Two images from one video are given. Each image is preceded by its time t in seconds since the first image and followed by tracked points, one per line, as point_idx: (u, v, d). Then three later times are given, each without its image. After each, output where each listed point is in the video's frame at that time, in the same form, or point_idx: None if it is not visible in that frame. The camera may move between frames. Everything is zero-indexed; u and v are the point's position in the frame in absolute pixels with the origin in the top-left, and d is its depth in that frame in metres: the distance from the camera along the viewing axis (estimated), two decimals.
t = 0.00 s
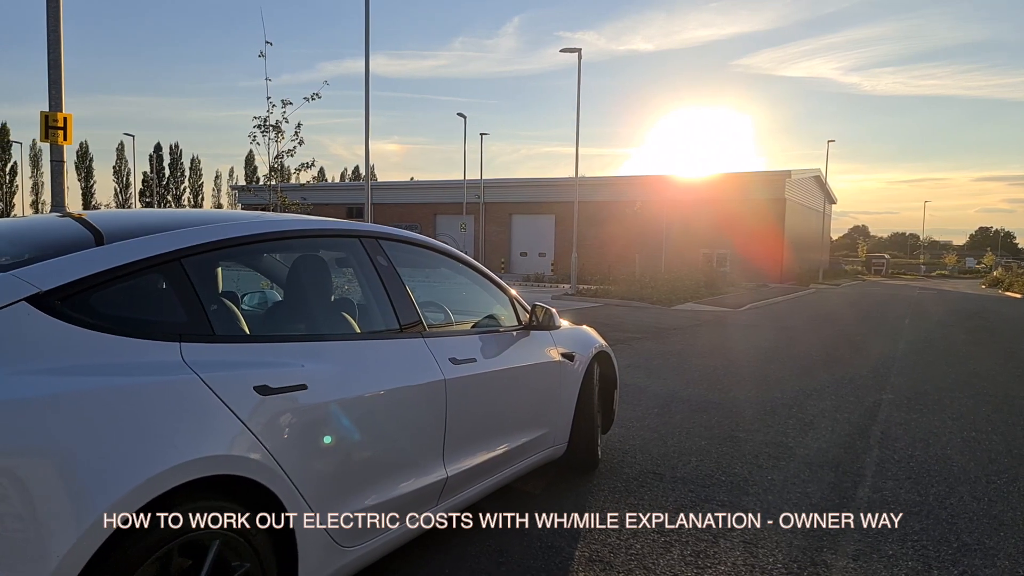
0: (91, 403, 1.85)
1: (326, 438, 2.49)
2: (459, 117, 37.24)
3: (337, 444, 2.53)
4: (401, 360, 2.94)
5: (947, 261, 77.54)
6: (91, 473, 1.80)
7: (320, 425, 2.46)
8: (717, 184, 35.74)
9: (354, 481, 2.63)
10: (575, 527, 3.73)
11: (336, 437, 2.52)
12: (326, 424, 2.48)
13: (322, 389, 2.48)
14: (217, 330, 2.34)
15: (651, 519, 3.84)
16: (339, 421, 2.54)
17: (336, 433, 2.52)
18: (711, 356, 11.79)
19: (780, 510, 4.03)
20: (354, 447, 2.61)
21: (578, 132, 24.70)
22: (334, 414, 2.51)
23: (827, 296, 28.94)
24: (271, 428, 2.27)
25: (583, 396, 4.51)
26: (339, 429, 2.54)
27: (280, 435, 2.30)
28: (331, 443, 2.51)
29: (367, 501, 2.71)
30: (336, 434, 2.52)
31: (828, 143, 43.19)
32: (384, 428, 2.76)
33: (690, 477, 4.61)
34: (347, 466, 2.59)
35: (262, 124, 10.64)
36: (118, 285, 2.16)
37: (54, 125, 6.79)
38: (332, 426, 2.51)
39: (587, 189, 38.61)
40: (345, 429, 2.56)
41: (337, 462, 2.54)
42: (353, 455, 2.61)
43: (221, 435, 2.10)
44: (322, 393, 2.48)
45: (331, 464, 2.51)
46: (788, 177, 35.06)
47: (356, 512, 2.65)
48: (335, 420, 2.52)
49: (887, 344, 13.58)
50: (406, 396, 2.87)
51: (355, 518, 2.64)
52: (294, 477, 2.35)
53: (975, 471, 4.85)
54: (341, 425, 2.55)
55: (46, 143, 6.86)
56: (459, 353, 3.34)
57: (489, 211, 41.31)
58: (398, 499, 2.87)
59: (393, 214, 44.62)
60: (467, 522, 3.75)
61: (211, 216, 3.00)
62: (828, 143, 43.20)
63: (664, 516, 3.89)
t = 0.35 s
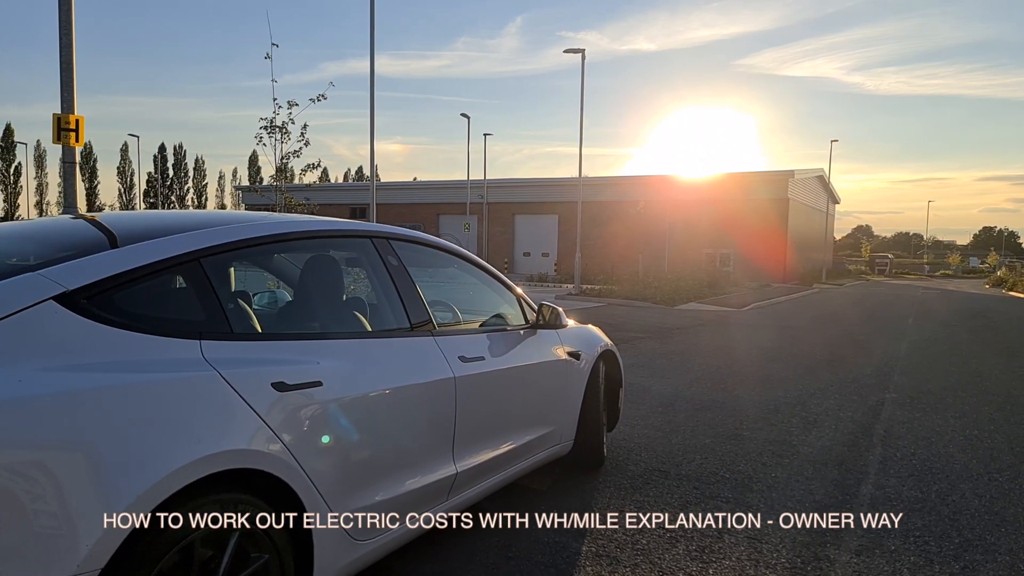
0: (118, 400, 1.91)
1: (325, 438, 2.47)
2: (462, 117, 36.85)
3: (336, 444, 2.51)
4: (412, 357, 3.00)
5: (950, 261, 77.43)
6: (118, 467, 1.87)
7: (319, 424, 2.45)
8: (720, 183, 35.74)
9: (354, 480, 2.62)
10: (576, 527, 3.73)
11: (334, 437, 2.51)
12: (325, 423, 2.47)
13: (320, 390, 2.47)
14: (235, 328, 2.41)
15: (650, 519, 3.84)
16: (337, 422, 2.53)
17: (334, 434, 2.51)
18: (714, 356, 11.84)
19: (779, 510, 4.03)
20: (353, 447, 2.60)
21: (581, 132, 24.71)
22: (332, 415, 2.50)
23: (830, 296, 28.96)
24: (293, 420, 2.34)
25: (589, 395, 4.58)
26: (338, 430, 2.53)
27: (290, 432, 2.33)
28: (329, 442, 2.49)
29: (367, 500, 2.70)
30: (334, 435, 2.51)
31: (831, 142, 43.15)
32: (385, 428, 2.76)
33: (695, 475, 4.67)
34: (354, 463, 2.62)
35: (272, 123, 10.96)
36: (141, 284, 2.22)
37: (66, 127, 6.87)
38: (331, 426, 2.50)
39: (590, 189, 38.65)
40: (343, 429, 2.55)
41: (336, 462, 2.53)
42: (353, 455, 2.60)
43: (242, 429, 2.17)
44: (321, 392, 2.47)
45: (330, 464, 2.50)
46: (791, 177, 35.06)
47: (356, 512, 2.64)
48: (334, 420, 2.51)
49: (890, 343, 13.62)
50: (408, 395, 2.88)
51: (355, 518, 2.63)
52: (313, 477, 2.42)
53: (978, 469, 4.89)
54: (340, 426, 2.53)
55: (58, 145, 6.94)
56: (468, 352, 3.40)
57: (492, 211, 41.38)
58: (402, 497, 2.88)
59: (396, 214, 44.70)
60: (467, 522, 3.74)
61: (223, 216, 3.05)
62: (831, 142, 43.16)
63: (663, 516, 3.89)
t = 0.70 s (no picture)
0: (140, 394, 1.95)
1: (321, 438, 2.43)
2: (466, 117, 36.49)
3: (333, 444, 2.47)
4: (424, 354, 3.04)
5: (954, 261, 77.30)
6: (140, 460, 1.90)
7: (315, 423, 2.41)
8: (722, 183, 35.76)
9: (355, 480, 2.59)
10: (578, 527, 3.72)
11: (330, 437, 2.47)
12: (321, 424, 2.43)
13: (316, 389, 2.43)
14: (252, 325, 2.44)
15: (650, 519, 3.82)
16: (334, 421, 2.49)
17: (330, 434, 2.47)
18: (719, 356, 11.88)
19: (777, 510, 4.02)
20: (351, 447, 2.57)
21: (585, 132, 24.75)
22: (328, 414, 2.46)
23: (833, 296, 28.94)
24: (309, 414, 2.38)
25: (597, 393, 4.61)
26: (335, 430, 2.49)
27: (306, 427, 2.36)
28: (326, 443, 2.45)
29: (369, 500, 2.68)
30: (331, 434, 2.47)
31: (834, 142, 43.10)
32: (392, 426, 2.77)
33: (701, 473, 4.70)
34: (366, 460, 2.65)
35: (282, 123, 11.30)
36: (160, 281, 2.25)
37: (76, 127, 6.91)
38: (327, 426, 2.46)
39: (594, 189, 38.68)
40: (341, 429, 2.52)
41: (333, 463, 2.48)
42: (351, 455, 2.57)
43: (259, 424, 2.21)
44: (316, 392, 2.43)
45: (328, 465, 2.46)
46: (794, 177, 35.06)
47: (357, 511, 2.61)
48: (330, 420, 2.47)
49: (894, 343, 13.62)
50: (417, 392, 2.90)
51: (356, 517, 2.60)
52: (328, 474, 2.45)
53: (983, 467, 4.91)
54: (337, 426, 2.50)
55: (69, 144, 6.99)
56: (477, 350, 3.44)
57: (495, 211, 41.43)
58: (409, 495, 2.89)
59: (399, 214, 44.77)
60: (467, 522, 3.72)
61: (235, 215, 3.08)
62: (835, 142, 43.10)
63: (664, 515, 3.88)
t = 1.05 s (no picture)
0: (162, 392, 1.97)
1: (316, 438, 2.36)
2: (470, 116, 36.65)
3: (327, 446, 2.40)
4: (436, 352, 3.07)
5: (959, 261, 77.09)
6: (163, 457, 1.92)
7: (309, 423, 2.34)
8: (727, 183, 35.70)
9: (357, 481, 2.54)
10: (586, 526, 3.73)
11: (326, 439, 2.39)
12: (316, 423, 2.37)
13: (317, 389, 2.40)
14: (269, 324, 2.47)
15: (653, 519, 3.83)
16: (330, 421, 2.43)
17: (325, 435, 2.39)
18: (724, 355, 11.89)
19: (780, 510, 4.02)
20: (345, 450, 2.48)
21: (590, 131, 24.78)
22: (325, 414, 2.41)
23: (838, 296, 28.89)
24: (324, 411, 2.41)
25: (606, 393, 4.63)
26: (330, 431, 2.42)
27: (324, 423, 2.40)
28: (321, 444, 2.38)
29: (372, 501, 2.63)
30: (325, 436, 2.39)
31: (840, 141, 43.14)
32: (405, 424, 2.79)
33: (709, 472, 4.72)
34: (381, 457, 2.67)
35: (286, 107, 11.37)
36: (180, 281, 2.28)
37: (87, 128, 6.95)
38: (322, 426, 2.39)
39: (598, 189, 38.69)
40: (337, 431, 2.45)
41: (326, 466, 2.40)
42: (345, 459, 2.48)
43: (276, 421, 2.23)
44: (314, 392, 2.39)
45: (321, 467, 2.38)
46: (798, 177, 35.01)
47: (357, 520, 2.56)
48: (326, 419, 2.41)
49: (899, 343, 13.61)
50: (430, 390, 2.92)
51: (360, 518, 2.57)
52: (344, 472, 2.48)
53: (990, 467, 4.91)
54: (332, 426, 2.43)
55: (80, 145, 7.03)
56: (488, 349, 3.46)
57: (499, 210, 41.48)
58: (420, 493, 2.91)
59: (403, 214, 44.84)
60: (473, 522, 3.73)
61: (249, 215, 3.11)
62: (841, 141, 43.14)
63: (667, 515, 3.88)
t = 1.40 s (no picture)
0: (185, 394, 2.00)
1: (314, 438, 2.31)
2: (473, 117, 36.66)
3: (326, 445, 2.35)
4: (448, 354, 3.09)
5: (963, 261, 76.93)
6: (188, 457, 1.95)
7: (306, 421, 2.29)
8: (729, 183, 35.69)
9: (366, 482, 2.53)
10: (597, 527, 3.76)
11: (324, 437, 2.35)
12: (314, 421, 2.32)
13: (316, 386, 2.37)
14: (286, 327, 2.50)
15: (662, 520, 3.86)
16: (328, 419, 2.38)
17: (324, 434, 2.35)
18: (729, 356, 11.91)
19: (788, 511, 4.04)
20: (344, 448, 2.43)
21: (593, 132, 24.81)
22: (323, 412, 2.37)
23: (841, 296, 28.85)
24: (340, 413, 2.43)
25: (615, 394, 4.66)
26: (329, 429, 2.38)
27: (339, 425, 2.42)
28: (319, 443, 2.33)
29: (382, 503, 2.63)
30: (324, 434, 2.35)
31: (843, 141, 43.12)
32: (419, 425, 2.82)
33: (717, 473, 4.74)
34: (396, 459, 2.70)
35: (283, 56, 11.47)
36: (200, 285, 2.31)
37: (98, 130, 6.99)
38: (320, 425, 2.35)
39: (601, 189, 38.71)
40: (335, 429, 2.40)
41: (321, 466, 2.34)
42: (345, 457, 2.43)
43: (293, 423, 2.25)
44: (311, 391, 2.35)
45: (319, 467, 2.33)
46: (802, 177, 34.98)
47: (370, 519, 2.57)
48: (323, 417, 2.36)
49: (904, 344, 13.63)
50: (443, 392, 2.94)
51: (377, 520, 2.60)
52: (360, 473, 2.50)
53: (998, 468, 4.92)
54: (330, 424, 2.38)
55: (91, 147, 7.07)
56: (499, 351, 3.48)
57: (502, 211, 41.52)
58: (432, 495, 2.92)
59: (406, 214, 44.91)
60: (485, 523, 3.75)
61: (262, 219, 3.14)
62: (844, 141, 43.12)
63: (676, 517, 3.90)
